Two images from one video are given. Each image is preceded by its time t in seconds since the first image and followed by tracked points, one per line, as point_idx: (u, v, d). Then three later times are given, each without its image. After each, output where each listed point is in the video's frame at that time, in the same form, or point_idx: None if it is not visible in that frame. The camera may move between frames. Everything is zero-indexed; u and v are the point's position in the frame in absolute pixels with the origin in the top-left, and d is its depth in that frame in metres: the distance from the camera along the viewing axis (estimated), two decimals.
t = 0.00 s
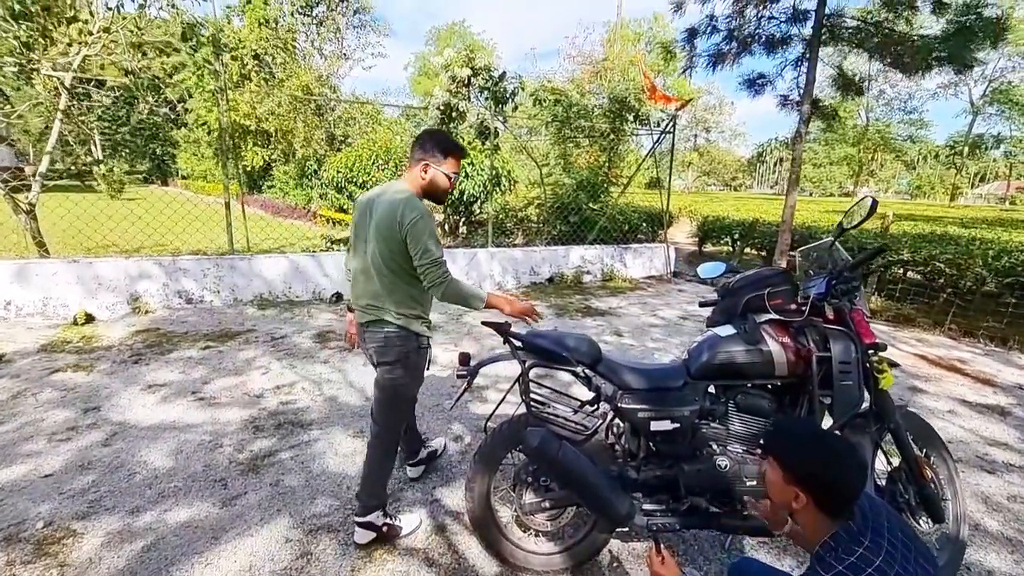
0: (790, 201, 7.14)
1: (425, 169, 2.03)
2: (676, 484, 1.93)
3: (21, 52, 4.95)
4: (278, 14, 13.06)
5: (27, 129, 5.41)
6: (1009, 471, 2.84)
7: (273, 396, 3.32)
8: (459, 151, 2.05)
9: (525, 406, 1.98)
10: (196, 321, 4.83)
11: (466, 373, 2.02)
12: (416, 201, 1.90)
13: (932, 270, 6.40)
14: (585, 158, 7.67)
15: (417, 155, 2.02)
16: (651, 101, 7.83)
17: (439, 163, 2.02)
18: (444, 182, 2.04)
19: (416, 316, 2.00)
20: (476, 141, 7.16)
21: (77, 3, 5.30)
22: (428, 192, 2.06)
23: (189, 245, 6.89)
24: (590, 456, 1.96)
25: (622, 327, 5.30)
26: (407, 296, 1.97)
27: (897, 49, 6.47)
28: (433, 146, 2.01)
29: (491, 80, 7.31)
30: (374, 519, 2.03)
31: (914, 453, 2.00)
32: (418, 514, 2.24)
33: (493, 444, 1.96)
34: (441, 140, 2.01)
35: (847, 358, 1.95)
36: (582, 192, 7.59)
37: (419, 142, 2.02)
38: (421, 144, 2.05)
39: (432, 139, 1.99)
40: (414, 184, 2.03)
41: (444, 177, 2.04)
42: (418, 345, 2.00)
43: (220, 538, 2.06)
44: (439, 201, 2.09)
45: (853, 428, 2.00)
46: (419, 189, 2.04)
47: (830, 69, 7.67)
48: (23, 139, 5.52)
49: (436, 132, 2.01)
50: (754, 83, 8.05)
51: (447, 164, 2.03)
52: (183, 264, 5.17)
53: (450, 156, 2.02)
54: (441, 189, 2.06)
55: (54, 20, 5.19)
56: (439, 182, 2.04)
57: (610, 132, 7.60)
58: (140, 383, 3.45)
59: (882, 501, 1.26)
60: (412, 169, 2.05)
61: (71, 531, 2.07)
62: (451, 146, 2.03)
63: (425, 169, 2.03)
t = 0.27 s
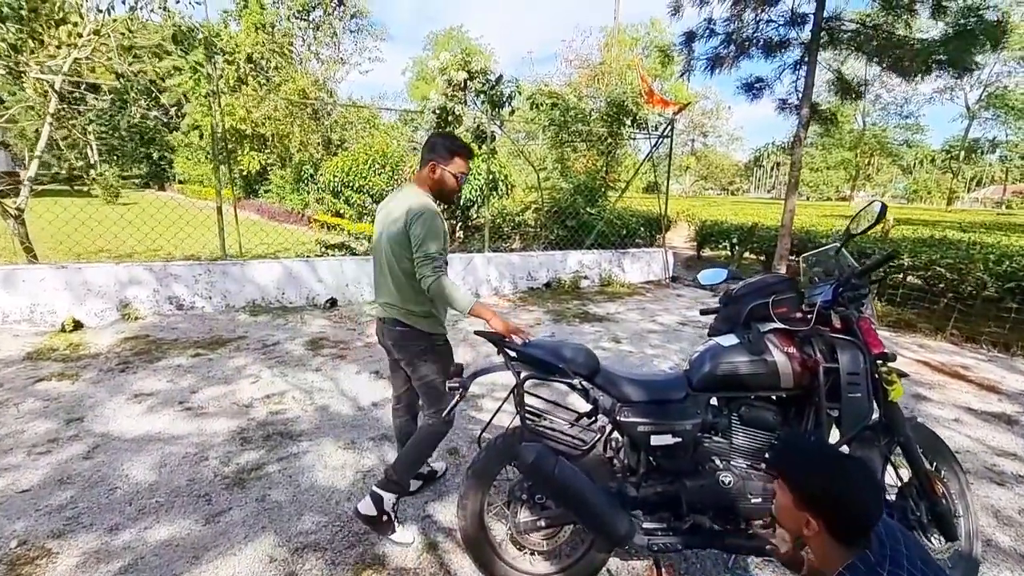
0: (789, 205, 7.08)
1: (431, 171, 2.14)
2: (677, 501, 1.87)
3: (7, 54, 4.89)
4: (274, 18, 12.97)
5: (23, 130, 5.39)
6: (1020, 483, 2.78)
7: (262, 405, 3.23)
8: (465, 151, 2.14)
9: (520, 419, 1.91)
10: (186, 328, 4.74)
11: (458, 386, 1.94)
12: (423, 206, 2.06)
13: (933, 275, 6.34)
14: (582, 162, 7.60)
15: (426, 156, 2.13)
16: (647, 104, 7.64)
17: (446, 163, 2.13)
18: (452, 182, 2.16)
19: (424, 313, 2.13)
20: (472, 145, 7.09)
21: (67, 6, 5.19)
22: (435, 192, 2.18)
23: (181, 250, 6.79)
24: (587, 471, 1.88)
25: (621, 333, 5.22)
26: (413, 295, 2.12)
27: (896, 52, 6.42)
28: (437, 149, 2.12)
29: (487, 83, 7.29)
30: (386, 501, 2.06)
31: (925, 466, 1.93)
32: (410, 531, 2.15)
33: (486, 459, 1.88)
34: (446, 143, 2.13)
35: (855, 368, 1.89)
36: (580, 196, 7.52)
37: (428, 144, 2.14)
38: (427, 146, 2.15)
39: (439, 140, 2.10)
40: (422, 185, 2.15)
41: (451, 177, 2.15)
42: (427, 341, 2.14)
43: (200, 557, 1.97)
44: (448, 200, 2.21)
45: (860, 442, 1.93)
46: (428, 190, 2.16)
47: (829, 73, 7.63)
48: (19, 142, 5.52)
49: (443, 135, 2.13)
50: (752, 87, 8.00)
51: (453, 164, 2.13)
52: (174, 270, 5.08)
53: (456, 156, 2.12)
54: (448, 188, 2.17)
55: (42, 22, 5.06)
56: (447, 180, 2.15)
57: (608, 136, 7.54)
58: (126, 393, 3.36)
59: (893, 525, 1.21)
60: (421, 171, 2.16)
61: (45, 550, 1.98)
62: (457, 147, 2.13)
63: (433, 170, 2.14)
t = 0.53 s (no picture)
0: (786, 206, 7.03)
1: (439, 171, 2.23)
2: (675, 514, 1.81)
3: None
4: (266, 18, 12.86)
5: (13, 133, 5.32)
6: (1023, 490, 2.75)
7: (249, 412, 3.15)
8: (472, 149, 2.20)
9: (510, 429, 1.84)
10: (174, 332, 4.65)
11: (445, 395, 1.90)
12: (422, 208, 2.15)
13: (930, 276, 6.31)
14: (578, 163, 7.54)
15: (435, 155, 2.23)
16: (643, 104, 7.66)
17: (453, 161, 2.21)
18: (460, 179, 2.24)
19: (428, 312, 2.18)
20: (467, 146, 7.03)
21: (51, 4, 5.02)
22: (444, 191, 2.26)
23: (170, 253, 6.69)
24: (581, 484, 1.82)
25: (617, 336, 5.16)
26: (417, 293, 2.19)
27: (892, 52, 6.38)
28: (445, 149, 2.20)
29: (481, 83, 7.09)
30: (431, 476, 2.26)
31: (932, 478, 1.89)
32: (399, 543, 2.08)
33: (476, 471, 1.82)
34: (454, 142, 2.20)
35: (858, 375, 1.84)
36: (575, 198, 7.46)
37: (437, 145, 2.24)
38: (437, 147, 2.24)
39: (445, 140, 2.18)
40: (431, 184, 2.24)
41: (458, 175, 2.22)
42: (433, 338, 2.20)
43: (179, 574, 1.88)
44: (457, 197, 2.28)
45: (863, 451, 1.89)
46: (436, 189, 2.24)
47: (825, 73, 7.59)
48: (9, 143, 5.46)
49: (452, 135, 2.21)
50: (748, 88, 7.96)
51: (459, 162, 2.20)
52: (162, 273, 5.00)
53: (461, 154, 2.19)
54: (456, 186, 2.25)
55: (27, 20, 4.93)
56: (454, 178, 2.23)
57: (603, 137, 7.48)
58: (110, 399, 3.27)
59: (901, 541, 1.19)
60: (431, 170, 2.26)
61: (16, 567, 1.89)
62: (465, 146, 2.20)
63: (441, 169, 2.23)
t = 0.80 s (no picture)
0: (781, 206, 7.00)
1: (464, 176, 2.22)
2: (671, 521, 1.77)
3: None
4: (257, 17, 12.73)
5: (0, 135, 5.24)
6: (1021, 491, 2.73)
7: (235, 417, 3.07)
8: (496, 153, 2.18)
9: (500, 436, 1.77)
10: (161, 335, 4.57)
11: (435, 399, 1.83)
12: (435, 213, 2.13)
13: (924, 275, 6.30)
14: (572, 164, 7.49)
15: (459, 160, 2.22)
16: (637, 105, 7.56)
17: (477, 165, 2.18)
18: (484, 184, 2.21)
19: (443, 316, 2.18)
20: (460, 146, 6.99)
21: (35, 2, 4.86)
22: (469, 195, 2.24)
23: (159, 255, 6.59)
24: (574, 490, 1.78)
25: (611, 336, 5.12)
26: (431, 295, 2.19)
27: (884, 51, 6.36)
28: (469, 153, 2.19)
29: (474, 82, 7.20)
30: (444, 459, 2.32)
31: (933, 483, 1.88)
32: (387, 552, 2.02)
33: (465, 479, 1.77)
34: (478, 146, 2.19)
35: (857, 377, 1.81)
36: (569, 198, 7.42)
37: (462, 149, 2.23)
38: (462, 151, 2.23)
39: (468, 145, 2.17)
40: (456, 188, 2.23)
41: (483, 179, 2.20)
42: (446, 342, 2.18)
43: None
44: (483, 203, 2.26)
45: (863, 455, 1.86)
46: (461, 193, 2.23)
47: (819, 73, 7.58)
48: None
49: (477, 138, 2.19)
50: (741, 88, 7.94)
51: (483, 165, 2.18)
52: (149, 275, 4.91)
53: (484, 158, 2.17)
54: (481, 192, 2.23)
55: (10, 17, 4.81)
56: (479, 183, 2.21)
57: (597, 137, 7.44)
58: (93, 405, 3.20)
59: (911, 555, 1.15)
60: (456, 175, 2.26)
61: None
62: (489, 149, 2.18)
63: (464, 174, 2.21)
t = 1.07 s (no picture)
0: (771, 206, 7.01)
1: (498, 175, 2.12)
2: (666, 526, 1.76)
3: None
4: (244, 15, 12.56)
5: None
6: (1014, 490, 2.73)
7: (219, 422, 3.00)
8: (533, 153, 2.08)
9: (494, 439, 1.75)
10: (144, 338, 4.47)
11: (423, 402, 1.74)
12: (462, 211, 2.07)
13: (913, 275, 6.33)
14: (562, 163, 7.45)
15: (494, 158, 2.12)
16: (628, 104, 7.57)
17: (512, 165, 2.08)
18: (518, 186, 2.11)
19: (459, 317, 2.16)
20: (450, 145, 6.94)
21: None
22: (501, 196, 2.15)
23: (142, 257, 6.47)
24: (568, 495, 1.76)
25: (603, 337, 5.08)
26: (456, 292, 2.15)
27: (872, 51, 6.38)
28: (505, 152, 2.08)
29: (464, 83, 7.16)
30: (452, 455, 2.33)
31: (930, 484, 1.88)
32: (374, 561, 1.97)
33: (455, 485, 1.73)
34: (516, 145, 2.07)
35: (855, 378, 1.77)
36: (559, 198, 7.38)
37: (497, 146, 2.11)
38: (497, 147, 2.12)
39: (504, 143, 2.07)
40: (489, 188, 2.13)
41: (517, 180, 2.10)
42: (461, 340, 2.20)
43: None
44: (516, 205, 2.16)
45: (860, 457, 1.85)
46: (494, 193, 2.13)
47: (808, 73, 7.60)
48: None
49: (515, 136, 2.07)
50: (731, 88, 7.95)
51: (519, 166, 2.08)
52: (131, 277, 4.81)
53: (520, 158, 2.06)
54: (516, 193, 2.13)
55: None
56: (513, 184, 2.11)
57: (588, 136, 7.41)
58: (71, 411, 3.10)
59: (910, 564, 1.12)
60: (490, 174, 2.15)
61: None
62: (526, 149, 2.07)
63: (500, 174, 2.11)
